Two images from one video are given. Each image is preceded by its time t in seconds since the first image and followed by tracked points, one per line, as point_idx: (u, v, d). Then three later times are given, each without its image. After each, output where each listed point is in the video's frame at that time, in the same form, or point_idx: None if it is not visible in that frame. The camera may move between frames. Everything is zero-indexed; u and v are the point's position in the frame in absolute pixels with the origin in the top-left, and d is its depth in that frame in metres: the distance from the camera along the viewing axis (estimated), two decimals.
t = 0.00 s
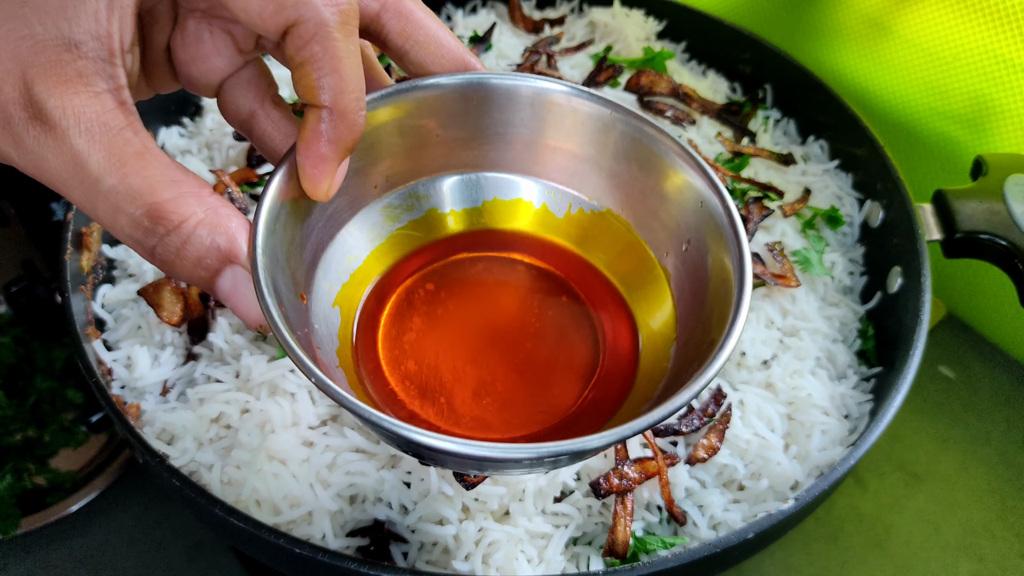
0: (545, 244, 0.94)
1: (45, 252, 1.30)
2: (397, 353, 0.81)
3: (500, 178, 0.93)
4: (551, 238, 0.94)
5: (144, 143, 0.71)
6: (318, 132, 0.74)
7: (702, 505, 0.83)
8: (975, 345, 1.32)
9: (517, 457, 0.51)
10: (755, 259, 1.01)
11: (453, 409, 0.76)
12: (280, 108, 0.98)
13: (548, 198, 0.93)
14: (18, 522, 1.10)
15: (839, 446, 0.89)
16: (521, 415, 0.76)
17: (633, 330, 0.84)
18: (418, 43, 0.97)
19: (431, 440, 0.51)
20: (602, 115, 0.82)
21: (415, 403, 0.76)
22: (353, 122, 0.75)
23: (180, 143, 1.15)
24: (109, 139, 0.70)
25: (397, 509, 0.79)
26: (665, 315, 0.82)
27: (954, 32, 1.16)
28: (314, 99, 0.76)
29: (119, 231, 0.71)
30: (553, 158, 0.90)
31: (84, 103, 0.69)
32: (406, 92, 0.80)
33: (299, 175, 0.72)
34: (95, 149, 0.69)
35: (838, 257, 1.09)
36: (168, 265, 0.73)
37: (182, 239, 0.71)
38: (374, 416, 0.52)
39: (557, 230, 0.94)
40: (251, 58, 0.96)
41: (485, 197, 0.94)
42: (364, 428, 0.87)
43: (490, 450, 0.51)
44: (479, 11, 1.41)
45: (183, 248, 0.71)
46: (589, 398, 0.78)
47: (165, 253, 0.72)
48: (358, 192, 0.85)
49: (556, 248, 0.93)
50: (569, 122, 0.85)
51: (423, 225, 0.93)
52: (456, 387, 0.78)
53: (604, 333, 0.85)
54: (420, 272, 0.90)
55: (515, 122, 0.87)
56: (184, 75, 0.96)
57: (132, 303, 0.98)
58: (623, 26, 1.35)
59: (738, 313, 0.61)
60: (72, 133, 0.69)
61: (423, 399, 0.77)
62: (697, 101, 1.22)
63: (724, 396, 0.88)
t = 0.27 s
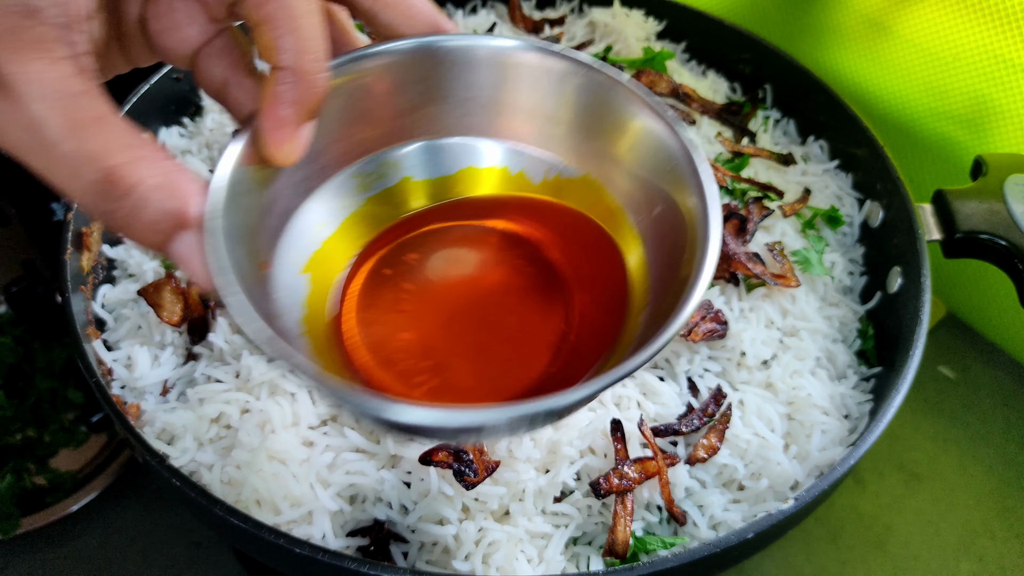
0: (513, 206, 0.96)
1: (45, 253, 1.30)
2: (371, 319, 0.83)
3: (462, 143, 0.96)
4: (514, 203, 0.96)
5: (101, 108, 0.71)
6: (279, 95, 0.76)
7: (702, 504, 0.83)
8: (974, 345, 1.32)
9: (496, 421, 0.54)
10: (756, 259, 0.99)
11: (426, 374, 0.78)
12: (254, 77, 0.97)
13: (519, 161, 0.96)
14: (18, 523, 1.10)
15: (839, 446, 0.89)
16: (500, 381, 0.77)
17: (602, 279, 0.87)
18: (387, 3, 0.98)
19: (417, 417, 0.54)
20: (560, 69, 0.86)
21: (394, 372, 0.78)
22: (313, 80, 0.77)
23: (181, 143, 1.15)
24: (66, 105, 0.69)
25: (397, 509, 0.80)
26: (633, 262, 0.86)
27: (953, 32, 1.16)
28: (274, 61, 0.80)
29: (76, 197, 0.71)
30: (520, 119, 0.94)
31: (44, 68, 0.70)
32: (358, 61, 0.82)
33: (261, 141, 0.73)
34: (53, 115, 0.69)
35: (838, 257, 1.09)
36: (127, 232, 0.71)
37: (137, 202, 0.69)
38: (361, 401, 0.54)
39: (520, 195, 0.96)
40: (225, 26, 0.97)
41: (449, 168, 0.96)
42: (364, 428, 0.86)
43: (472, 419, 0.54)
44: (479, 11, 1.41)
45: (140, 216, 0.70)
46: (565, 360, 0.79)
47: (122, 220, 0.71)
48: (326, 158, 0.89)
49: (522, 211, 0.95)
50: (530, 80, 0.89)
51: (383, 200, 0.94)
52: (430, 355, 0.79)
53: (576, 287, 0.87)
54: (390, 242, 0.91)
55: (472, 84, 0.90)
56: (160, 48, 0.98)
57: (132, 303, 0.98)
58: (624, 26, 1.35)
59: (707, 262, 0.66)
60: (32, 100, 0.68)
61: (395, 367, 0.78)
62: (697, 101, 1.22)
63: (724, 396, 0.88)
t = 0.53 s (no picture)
0: (516, 236, 0.95)
1: (45, 253, 1.30)
2: (366, 337, 0.83)
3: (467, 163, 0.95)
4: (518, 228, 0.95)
5: (83, 124, 0.71)
6: (273, 111, 0.75)
7: (702, 505, 0.83)
8: (975, 345, 1.31)
9: (505, 459, 0.50)
10: (756, 258, 1.01)
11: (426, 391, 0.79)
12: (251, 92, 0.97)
13: (521, 181, 0.94)
14: (18, 522, 1.10)
15: (840, 446, 0.89)
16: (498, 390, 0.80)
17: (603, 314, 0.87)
18: (387, 18, 0.98)
19: (421, 451, 0.50)
20: (574, 89, 0.82)
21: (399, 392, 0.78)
22: (307, 98, 0.76)
23: (180, 143, 1.15)
24: (48, 121, 0.70)
25: (397, 510, 0.79)
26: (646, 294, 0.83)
27: (954, 32, 1.16)
28: (266, 75, 0.80)
29: (57, 216, 0.71)
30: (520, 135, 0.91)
31: (22, 83, 0.70)
32: (352, 79, 0.81)
33: (254, 157, 0.73)
34: (33, 131, 0.69)
35: (839, 257, 1.09)
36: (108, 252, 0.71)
37: (122, 220, 0.69)
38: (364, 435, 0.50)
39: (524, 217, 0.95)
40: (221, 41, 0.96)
41: (453, 187, 0.95)
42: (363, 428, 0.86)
43: (477, 455, 0.50)
44: (479, 11, 1.40)
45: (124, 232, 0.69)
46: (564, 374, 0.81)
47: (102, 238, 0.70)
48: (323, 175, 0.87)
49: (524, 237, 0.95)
50: (534, 98, 0.85)
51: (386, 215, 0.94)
52: (430, 367, 0.81)
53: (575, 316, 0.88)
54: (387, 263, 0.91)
55: (476, 101, 0.87)
56: (155, 65, 0.98)
57: (132, 303, 0.98)
58: (624, 26, 1.35)
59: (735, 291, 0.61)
60: (9, 115, 0.69)
61: (396, 381, 0.80)
62: (697, 101, 1.22)
63: (725, 396, 0.88)
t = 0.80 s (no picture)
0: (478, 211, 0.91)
1: (45, 253, 1.30)
2: (323, 322, 0.80)
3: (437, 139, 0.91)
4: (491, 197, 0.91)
5: (58, 101, 0.73)
6: (238, 89, 0.75)
7: (702, 505, 0.83)
8: (975, 345, 1.31)
9: (452, 410, 0.51)
10: (757, 259, 1.00)
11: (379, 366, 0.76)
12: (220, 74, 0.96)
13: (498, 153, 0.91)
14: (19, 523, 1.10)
15: (840, 446, 0.89)
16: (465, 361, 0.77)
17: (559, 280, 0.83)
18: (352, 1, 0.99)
19: (375, 406, 0.51)
20: (523, 65, 0.82)
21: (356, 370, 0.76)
22: (271, 76, 0.76)
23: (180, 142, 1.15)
24: (23, 98, 0.72)
25: (397, 510, 0.80)
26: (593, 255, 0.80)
27: (954, 32, 1.16)
28: (231, 53, 0.80)
29: (33, 189, 0.73)
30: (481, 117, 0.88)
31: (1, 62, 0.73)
32: (317, 58, 0.80)
33: (219, 133, 0.73)
34: (9, 108, 0.71)
35: (839, 257, 1.09)
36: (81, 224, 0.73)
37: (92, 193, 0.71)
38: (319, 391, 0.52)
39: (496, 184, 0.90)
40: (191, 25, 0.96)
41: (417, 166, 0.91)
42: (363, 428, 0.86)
43: (426, 406, 0.51)
44: (479, 11, 1.40)
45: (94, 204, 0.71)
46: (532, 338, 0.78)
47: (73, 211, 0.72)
48: (285, 155, 0.85)
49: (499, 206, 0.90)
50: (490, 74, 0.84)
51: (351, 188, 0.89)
52: (393, 344, 0.78)
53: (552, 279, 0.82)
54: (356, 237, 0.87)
55: (431, 81, 0.86)
56: (127, 47, 0.99)
57: (132, 303, 0.98)
58: (624, 26, 1.35)
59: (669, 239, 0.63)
60: None
61: (355, 360, 0.77)
62: (697, 101, 1.22)
63: (725, 395, 0.88)
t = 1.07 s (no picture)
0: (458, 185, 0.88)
1: (43, 253, 1.30)
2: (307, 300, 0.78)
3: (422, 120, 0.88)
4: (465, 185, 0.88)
5: (44, 81, 0.74)
6: (227, 65, 0.75)
7: (702, 505, 0.83)
8: (975, 345, 1.31)
9: (447, 386, 0.50)
10: (756, 259, 0.99)
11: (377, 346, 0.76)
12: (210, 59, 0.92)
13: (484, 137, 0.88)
14: (17, 523, 1.10)
15: (840, 446, 0.89)
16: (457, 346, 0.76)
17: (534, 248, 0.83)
18: None
19: (366, 382, 0.49)
20: (515, 45, 0.79)
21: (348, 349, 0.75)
22: (260, 52, 0.75)
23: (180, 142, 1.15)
24: (10, 78, 0.73)
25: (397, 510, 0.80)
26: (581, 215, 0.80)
27: (954, 32, 1.16)
28: (221, 29, 0.79)
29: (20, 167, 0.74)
30: (462, 98, 0.86)
31: None
32: (298, 43, 0.78)
33: (207, 113, 0.71)
34: None
35: (839, 257, 1.09)
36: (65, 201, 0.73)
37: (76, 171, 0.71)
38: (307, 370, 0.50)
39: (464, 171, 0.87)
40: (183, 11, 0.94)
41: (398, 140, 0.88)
42: (363, 428, 0.86)
43: (419, 383, 0.49)
44: (479, 11, 1.41)
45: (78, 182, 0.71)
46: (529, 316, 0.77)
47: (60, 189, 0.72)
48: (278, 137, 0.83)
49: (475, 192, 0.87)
50: (484, 51, 0.81)
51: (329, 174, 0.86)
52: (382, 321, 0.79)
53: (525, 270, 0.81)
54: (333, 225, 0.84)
55: (417, 63, 0.83)
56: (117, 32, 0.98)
57: (132, 303, 0.98)
58: (624, 26, 1.35)
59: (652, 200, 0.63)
60: None
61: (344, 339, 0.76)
62: (697, 101, 1.23)
63: (724, 395, 0.87)
